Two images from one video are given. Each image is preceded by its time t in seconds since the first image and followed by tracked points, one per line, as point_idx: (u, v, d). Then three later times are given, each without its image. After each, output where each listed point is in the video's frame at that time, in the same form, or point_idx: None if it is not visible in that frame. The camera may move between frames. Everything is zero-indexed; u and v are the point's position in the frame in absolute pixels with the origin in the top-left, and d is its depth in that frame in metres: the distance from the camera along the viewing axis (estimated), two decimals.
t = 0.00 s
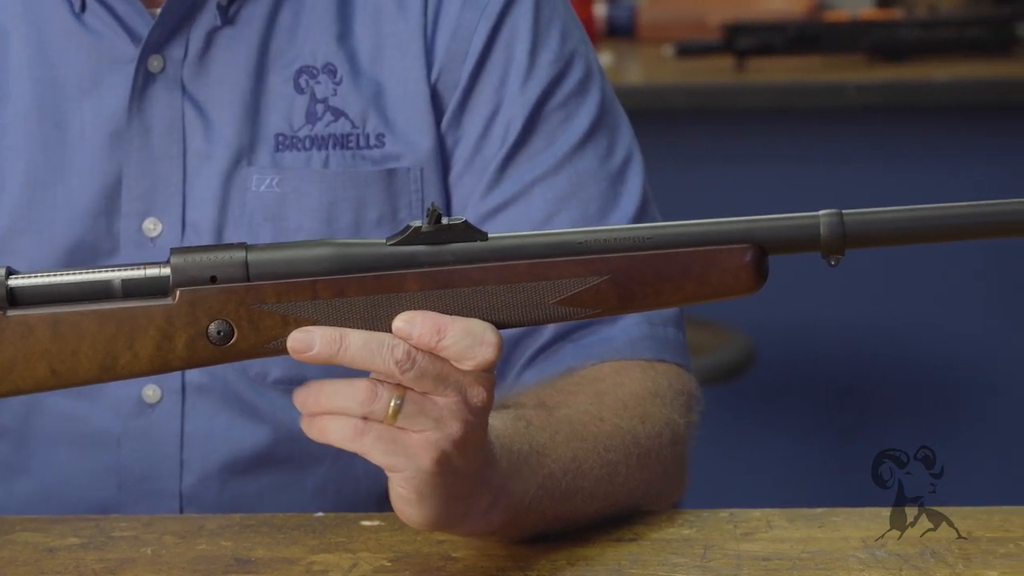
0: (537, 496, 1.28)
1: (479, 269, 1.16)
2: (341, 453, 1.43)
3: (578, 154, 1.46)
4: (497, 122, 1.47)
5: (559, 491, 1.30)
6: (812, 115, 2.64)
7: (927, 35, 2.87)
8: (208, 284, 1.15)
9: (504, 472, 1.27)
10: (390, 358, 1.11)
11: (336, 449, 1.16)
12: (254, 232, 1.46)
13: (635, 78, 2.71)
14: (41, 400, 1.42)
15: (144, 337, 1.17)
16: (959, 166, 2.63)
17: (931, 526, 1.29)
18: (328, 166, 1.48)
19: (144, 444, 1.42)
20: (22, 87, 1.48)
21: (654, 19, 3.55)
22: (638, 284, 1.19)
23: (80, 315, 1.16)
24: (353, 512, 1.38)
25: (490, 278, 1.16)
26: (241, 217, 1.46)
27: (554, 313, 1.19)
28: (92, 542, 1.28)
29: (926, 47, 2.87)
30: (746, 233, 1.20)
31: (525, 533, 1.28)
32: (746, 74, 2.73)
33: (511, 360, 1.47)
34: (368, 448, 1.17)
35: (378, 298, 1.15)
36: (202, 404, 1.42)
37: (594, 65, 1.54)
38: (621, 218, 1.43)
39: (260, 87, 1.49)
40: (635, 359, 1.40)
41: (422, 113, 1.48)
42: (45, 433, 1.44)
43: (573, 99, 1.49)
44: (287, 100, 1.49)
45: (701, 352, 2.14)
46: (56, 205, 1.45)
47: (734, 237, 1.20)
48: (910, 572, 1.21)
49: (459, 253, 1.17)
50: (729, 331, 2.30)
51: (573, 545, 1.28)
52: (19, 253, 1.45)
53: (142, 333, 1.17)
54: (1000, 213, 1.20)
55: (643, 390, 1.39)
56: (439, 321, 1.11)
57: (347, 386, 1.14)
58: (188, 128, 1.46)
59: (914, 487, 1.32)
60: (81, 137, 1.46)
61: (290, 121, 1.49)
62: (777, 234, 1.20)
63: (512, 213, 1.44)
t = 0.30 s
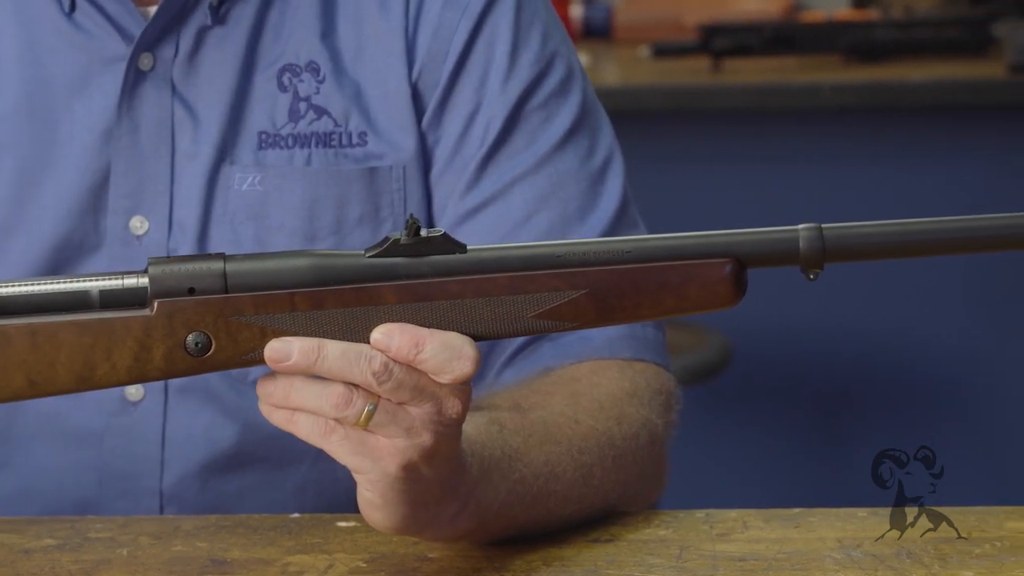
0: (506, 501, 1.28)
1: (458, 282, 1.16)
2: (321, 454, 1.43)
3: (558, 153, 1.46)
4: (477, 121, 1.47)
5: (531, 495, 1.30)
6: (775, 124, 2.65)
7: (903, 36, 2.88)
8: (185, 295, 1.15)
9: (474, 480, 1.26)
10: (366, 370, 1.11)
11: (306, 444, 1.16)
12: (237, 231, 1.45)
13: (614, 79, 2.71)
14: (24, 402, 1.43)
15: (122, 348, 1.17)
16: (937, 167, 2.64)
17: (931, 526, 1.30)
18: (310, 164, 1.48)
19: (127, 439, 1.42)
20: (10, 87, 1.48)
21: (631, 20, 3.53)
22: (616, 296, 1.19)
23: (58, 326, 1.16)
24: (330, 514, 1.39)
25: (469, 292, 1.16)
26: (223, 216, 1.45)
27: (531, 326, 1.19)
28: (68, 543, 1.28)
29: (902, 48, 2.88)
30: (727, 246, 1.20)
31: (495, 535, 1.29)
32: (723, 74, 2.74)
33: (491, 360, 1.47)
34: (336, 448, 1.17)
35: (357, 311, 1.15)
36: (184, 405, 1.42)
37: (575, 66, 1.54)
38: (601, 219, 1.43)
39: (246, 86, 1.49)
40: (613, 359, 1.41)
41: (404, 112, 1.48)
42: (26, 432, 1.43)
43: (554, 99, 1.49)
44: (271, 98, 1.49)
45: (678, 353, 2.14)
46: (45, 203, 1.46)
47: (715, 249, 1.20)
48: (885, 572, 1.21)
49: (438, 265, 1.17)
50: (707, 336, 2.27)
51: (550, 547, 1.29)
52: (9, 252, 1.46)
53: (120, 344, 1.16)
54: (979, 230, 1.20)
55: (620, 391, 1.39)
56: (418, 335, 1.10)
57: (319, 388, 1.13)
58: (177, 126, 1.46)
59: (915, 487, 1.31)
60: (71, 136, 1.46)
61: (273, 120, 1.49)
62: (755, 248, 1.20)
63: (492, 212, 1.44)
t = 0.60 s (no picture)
0: (485, 500, 1.28)
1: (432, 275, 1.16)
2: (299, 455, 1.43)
3: (537, 154, 1.47)
4: (456, 123, 1.47)
5: (509, 494, 1.30)
6: (754, 123, 2.66)
7: (879, 35, 2.89)
8: (161, 289, 1.14)
9: (451, 476, 1.26)
10: (341, 363, 1.10)
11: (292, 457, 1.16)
12: (217, 233, 1.45)
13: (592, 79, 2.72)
14: (4, 399, 1.43)
15: (97, 342, 1.16)
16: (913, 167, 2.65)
17: (931, 526, 1.29)
18: (290, 165, 1.48)
19: (106, 440, 1.42)
20: None
21: (608, 20, 3.54)
22: (591, 289, 1.19)
23: (33, 320, 1.16)
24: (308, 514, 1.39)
25: (443, 285, 1.16)
26: (203, 217, 1.46)
27: (507, 318, 1.19)
28: (44, 543, 1.28)
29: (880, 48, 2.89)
30: (702, 240, 1.20)
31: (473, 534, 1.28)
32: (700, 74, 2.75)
33: (469, 360, 1.47)
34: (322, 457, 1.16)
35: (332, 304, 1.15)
36: (164, 406, 1.42)
37: (554, 67, 1.54)
38: (580, 219, 1.44)
39: (226, 87, 1.49)
40: (590, 360, 1.41)
41: (384, 113, 1.48)
42: (6, 431, 1.43)
43: (533, 100, 1.49)
44: (251, 99, 1.49)
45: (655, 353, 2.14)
46: (27, 204, 1.46)
47: (687, 241, 1.20)
48: (861, 572, 1.21)
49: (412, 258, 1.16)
50: (685, 336, 2.26)
51: (527, 547, 1.29)
52: None
53: (95, 338, 1.16)
54: (951, 224, 1.20)
55: (597, 392, 1.39)
56: (393, 327, 1.11)
57: (303, 393, 1.14)
58: (158, 127, 1.46)
59: (915, 487, 1.31)
60: (53, 136, 1.46)
61: (253, 121, 1.48)
62: (730, 242, 1.20)
63: (470, 212, 1.44)
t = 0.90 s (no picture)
0: (464, 499, 1.27)
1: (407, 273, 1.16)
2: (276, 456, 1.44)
3: (512, 154, 1.47)
4: (431, 124, 1.48)
5: (487, 494, 1.30)
6: (733, 123, 2.67)
7: (855, 36, 2.90)
8: (135, 287, 1.14)
9: (430, 475, 1.26)
10: (316, 364, 1.11)
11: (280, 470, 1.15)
12: (192, 234, 1.45)
13: (569, 79, 2.73)
14: None
15: (71, 341, 1.16)
16: (887, 166, 2.66)
17: (931, 526, 1.29)
18: (264, 167, 1.48)
19: (81, 443, 1.42)
20: None
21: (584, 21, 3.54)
22: (565, 287, 1.19)
23: (8, 318, 1.15)
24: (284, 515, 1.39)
25: (418, 282, 1.16)
26: (179, 219, 1.46)
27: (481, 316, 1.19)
28: (19, 545, 1.28)
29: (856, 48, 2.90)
30: (677, 238, 1.20)
31: (452, 535, 1.28)
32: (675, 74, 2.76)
33: (444, 360, 1.47)
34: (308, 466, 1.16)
35: (307, 302, 1.15)
36: (139, 408, 1.42)
37: (529, 67, 1.55)
38: (555, 218, 1.44)
39: (200, 89, 1.49)
40: (566, 361, 1.41)
41: (358, 115, 1.49)
42: None
43: (508, 101, 1.50)
44: (225, 101, 1.49)
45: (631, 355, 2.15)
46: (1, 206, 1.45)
47: (662, 240, 1.20)
48: (837, 572, 1.21)
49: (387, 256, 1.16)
50: (661, 336, 2.26)
51: (503, 547, 1.29)
52: None
53: (70, 337, 1.16)
54: (923, 222, 1.20)
55: (573, 392, 1.39)
56: (367, 325, 1.11)
57: (283, 401, 1.14)
58: (131, 129, 1.46)
59: (915, 487, 1.31)
60: (27, 139, 1.46)
61: (228, 123, 1.49)
62: (705, 240, 1.20)
63: (445, 214, 1.44)
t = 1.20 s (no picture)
0: (443, 498, 1.27)
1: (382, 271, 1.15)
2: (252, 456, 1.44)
3: (485, 155, 1.47)
4: (405, 124, 1.48)
5: (465, 492, 1.30)
6: (714, 119, 2.68)
7: (829, 36, 2.90)
8: (110, 286, 1.13)
9: (406, 473, 1.26)
10: (296, 366, 1.11)
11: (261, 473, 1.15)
12: (165, 236, 1.45)
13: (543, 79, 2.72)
14: None
15: (46, 340, 1.15)
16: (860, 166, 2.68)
17: (931, 526, 1.29)
18: (237, 170, 1.48)
19: (53, 445, 1.42)
20: None
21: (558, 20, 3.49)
22: (540, 286, 1.19)
23: None
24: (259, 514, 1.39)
25: (393, 281, 1.15)
26: (150, 221, 1.46)
27: (457, 315, 1.18)
28: None
29: (830, 48, 2.90)
30: (651, 236, 1.20)
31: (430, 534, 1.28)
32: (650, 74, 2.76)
33: (419, 360, 1.49)
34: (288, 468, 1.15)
35: (282, 301, 1.14)
36: (112, 409, 1.42)
37: (503, 67, 1.55)
38: (529, 217, 1.45)
39: (170, 91, 1.49)
40: (542, 360, 1.43)
41: (331, 116, 1.49)
42: None
43: (482, 100, 1.50)
44: (197, 103, 1.49)
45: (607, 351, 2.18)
46: None
47: (636, 240, 1.20)
48: (812, 572, 1.21)
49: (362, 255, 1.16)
50: (636, 336, 2.27)
51: (478, 547, 1.28)
52: None
53: (45, 336, 1.15)
54: (894, 218, 1.19)
55: (548, 393, 1.41)
56: (342, 323, 1.11)
57: (262, 404, 1.14)
58: (100, 131, 1.46)
59: (915, 487, 1.29)
60: None
61: (200, 125, 1.49)
62: (679, 239, 1.20)
63: (419, 214, 1.44)
